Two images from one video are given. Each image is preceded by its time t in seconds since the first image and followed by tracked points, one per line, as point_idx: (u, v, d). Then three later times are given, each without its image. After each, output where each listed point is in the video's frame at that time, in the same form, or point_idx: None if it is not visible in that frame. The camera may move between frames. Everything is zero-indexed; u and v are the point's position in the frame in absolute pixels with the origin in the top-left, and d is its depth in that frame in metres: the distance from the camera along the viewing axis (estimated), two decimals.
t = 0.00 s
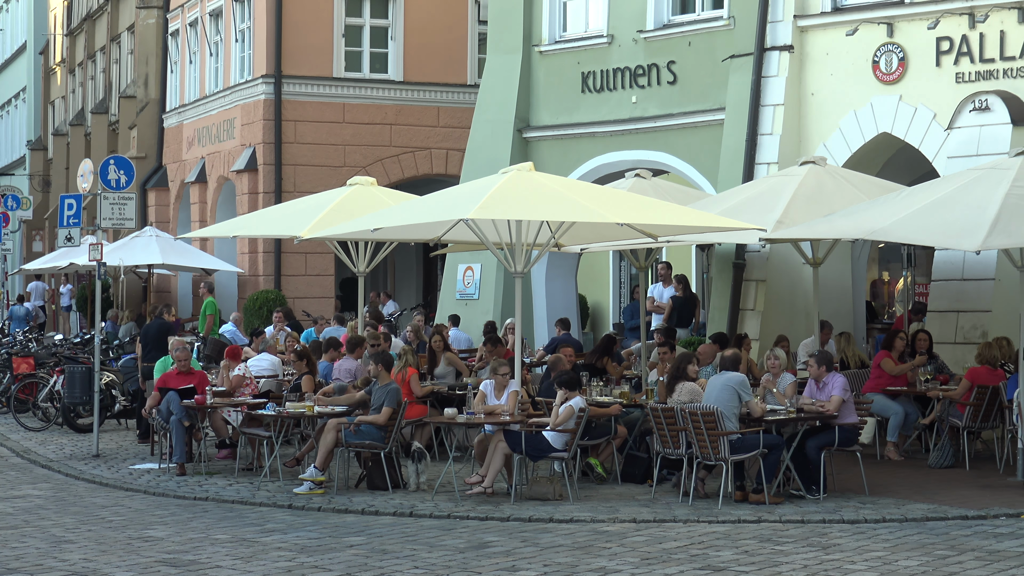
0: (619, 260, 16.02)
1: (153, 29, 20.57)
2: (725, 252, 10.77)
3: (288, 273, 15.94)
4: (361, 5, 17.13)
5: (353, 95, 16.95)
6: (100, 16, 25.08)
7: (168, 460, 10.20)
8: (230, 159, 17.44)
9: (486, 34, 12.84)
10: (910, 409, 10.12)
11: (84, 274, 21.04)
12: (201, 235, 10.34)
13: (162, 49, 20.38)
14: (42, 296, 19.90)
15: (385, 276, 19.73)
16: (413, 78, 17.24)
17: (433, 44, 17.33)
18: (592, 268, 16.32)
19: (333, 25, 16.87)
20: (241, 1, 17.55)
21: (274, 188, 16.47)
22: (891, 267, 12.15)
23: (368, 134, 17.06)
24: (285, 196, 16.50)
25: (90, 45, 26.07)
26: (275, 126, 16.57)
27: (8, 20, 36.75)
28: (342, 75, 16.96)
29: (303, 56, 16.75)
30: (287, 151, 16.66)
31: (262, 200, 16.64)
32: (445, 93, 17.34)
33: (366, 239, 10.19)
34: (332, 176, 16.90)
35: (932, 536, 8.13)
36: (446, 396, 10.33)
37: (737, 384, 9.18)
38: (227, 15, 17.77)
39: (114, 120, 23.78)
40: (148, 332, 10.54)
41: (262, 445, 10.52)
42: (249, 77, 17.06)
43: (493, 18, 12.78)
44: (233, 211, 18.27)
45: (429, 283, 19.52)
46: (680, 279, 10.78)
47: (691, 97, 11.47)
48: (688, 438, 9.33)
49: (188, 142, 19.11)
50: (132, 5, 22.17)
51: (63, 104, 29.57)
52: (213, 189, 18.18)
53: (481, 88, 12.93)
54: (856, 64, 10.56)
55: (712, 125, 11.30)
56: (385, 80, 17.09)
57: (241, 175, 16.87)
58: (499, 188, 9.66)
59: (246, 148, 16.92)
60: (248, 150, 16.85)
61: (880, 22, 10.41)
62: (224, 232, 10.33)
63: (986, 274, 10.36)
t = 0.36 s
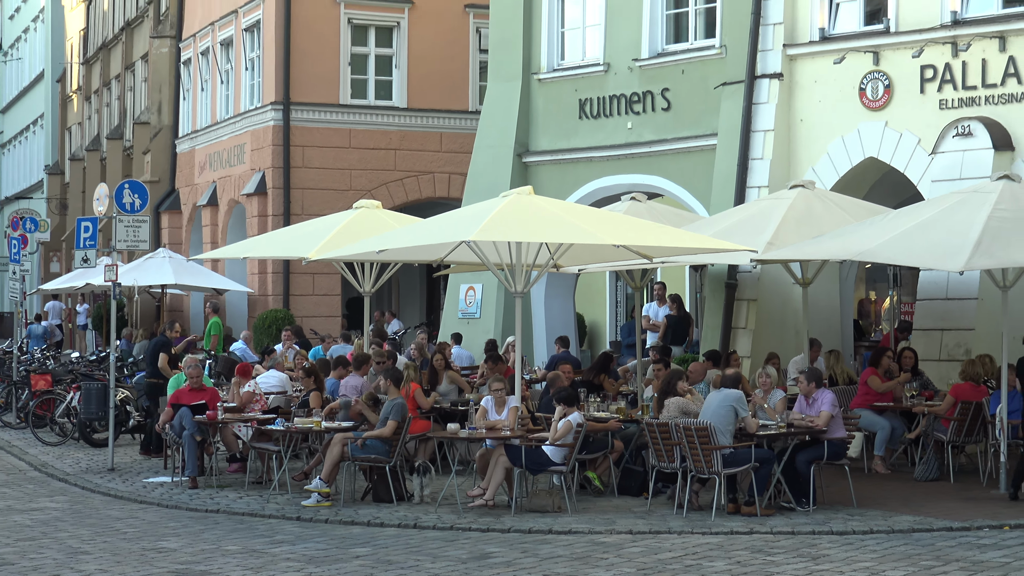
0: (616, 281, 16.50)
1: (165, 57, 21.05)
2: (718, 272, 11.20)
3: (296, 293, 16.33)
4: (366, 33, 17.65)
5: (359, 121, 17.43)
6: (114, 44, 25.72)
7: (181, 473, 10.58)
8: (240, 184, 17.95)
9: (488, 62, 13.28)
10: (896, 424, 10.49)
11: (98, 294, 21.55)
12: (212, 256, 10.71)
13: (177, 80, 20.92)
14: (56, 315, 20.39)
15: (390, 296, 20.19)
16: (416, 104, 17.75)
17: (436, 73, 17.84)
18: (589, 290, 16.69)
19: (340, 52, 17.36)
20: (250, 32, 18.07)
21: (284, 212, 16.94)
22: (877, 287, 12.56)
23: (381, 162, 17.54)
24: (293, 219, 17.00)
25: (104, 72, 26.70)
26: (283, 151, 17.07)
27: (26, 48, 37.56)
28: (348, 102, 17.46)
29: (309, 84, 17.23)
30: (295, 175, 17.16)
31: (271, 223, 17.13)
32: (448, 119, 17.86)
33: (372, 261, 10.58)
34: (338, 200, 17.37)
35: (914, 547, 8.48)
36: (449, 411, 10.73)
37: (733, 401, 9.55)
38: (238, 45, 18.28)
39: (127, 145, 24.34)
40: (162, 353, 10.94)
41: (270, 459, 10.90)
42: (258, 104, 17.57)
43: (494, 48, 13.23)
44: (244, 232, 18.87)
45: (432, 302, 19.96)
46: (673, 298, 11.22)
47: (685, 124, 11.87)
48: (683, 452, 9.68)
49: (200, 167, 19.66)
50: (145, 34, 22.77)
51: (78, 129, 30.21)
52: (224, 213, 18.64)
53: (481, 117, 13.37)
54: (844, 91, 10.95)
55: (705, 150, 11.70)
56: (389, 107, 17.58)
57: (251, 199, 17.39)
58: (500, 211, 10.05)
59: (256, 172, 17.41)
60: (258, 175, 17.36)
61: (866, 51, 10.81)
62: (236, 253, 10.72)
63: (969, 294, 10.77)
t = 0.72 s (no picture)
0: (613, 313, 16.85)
1: (188, 100, 21.98)
2: (711, 305, 11.86)
3: (310, 324, 16.86)
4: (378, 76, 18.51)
5: (371, 161, 18.24)
6: (138, 87, 26.83)
7: (200, 496, 11.13)
8: (258, 219, 18.77)
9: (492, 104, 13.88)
10: (880, 451, 11.04)
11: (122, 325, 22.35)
12: (230, 290, 11.26)
13: (196, 122, 21.85)
14: (80, 345, 21.12)
15: (400, 327, 20.79)
16: (425, 144, 18.61)
17: (444, 116, 18.69)
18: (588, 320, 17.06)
19: (353, 94, 18.16)
20: (267, 76, 18.89)
21: (300, 247, 17.84)
22: (862, 320, 13.18)
23: (385, 199, 18.37)
24: (308, 254, 17.77)
25: (129, 114, 27.70)
26: (299, 189, 17.88)
27: (54, 90, 39.10)
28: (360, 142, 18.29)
29: (323, 124, 18.03)
30: (310, 212, 17.95)
31: (287, 257, 17.95)
32: (455, 158, 18.72)
33: (382, 294, 11.14)
34: (351, 236, 18.17)
35: (895, 567, 8.97)
36: (455, 437, 11.30)
37: (725, 429, 10.10)
38: (256, 88, 19.10)
39: (150, 183, 25.22)
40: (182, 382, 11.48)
41: (285, 482, 11.46)
42: (276, 144, 18.40)
43: (498, 92, 13.85)
44: (260, 266, 19.73)
45: (440, 332, 20.59)
46: (670, 330, 11.98)
47: (680, 165, 12.45)
48: (678, 477, 10.14)
49: (220, 205, 20.60)
50: (169, 77, 23.74)
51: (102, 168, 31.20)
52: (242, 248, 19.58)
53: (485, 162, 13.96)
54: (831, 134, 11.54)
55: (699, 189, 12.28)
56: (398, 147, 18.43)
57: (268, 234, 18.19)
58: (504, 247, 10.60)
59: (273, 210, 18.23)
60: (275, 212, 18.16)
61: (852, 96, 11.39)
62: (253, 286, 11.29)
63: (949, 327, 11.38)
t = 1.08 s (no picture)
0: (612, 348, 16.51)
1: (210, 150, 23.08)
2: (706, 343, 12.54)
3: (326, 360, 17.38)
4: (389, 125, 19.23)
5: (384, 206, 18.95)
6: (163, 137, 28.04)
7: (221, 524, 11.71)
8: (275, 261, 19.65)
9: (498, 152, 14.71)
10: (867, 481, 11.63)
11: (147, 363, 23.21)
12: (251, 328, 11.88)
13: (218, 168, 22.99)
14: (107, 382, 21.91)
15: (412, 364, 21.27)
16: (434, 191, 19.26)
17: (453, 164, 19.38)
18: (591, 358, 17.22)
19: (366, 142, 18.91)
20: (285, 126, 19.80)
21: (314, 288, 18.45)
22: (850, 356, 13.77)
23: (396, 244, 18.98)
24: (323, 294, 18.46)
25: (155, 162, 28.88)
26: (315, 233, 18.57)
27: (84, 139, 40.81)
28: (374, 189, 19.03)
29: (338, 171, 18.81)
30: (326, 255, 18.65)
31: (304, 297, 18.68)
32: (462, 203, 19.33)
33: (395, 333, 11.76)
34: (363, 277, 18.85)
35: None
36: (463, 468, 11.95)
37: (720, 460, 10.64)
38: (274, 138, 19.99)
39: (174, 227, 26.20)
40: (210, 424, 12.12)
41: (302, 512, 12.04)
42: (293, 191, 19.13)
43: (504, 142, 14.66)
44: (278, 307, 20.54)
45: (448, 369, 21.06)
46: (666, 367, 12.80)
47: (676, 211, 13.16)
48: (675, 507, 10.69)
49: (240, 247, 21.53)
50: (192, 127, 24.84)
51: (130, 213, 32.42)
52: (263, 289, 20.44)
53: (492, 207, 14.81)
54: (819, 180, 12.19)
55: (694, 233, 13.01)
56: (408, 193, 19.11)
57: (285, 276, 18.94)
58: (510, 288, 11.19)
59: (290, 252, 18.97)
60: (292, 254, 18.90)
61: (839, 144, 12.05)
62: (272, 326, 11.92)
63: (933, 363, 12.01)
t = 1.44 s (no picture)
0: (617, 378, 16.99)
1: (237, 191, 24.22)
2: (704, 373, 13.32)
3: (347, 389, 17.92)
4: (406, 167, 20.04)
5: (401, 245, 19.77)
6: (193, 179, 29.51)
7: (248, 544, 12.42)
8: (297, 296, 20.66)
9: (510, 194, 15.91)
10: (857, 502, 12.32)
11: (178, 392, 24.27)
12: (275, 359, 12.61)
13: (244, 211, 24.12)
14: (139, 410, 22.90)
15: (428, 393, 21.81)
16: (449, 229, 20.06)
17: (465, 203, 20.17)
18: (596, 384, 17.46)
19: (382, 185, 19.71)
20: (307, 169, 20.73)
21: (336, 322, 19.33)
22: (840, 384, 14.53)
23: (412, 281, 19.83)
24: (343, 328, 19.29)
25: (185, 204, 30.42)
26: (335, 270, 19.41)
27: (119, 182, 42.92)
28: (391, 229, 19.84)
29: (357, 211, 19.62)
30: (346, 290, 19.49)
31: (326, 330, 19.57)
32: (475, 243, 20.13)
33: (411, 364, 12.50)
34: (381, 311, 19.68)
35: None
36: (476, 491, 12.69)
37: (718, 483, 11.28)
38: (297, 180, 20.98)
39: (202, 263, 27.47)
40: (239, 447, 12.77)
41: (324, 532, 12.79)
42: (315, 230, 20.02)
43: (515, 184, 15.89)
44: (302, 339, 21.53)
45: (461, 397, 21.67)
46: (666, 396, 13.64)
47: (676, 248, 14.13)
48: (676, 526, 11.33)
49: (265, 283, 22.55)
50: (220, 170, 26.13)
51: (163, 252, 34.01)
52: (286, 321, 21.38)
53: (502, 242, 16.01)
54: (811, 219, 12.99)
55: (692, 269, 13.98)
56: (422, 231, 19.92)
57: (308, 310, 19.87)
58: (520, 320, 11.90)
59: (312, 287, 19.86)
60: (314, 289, 19.79)
61: (829, 185, 12.84)
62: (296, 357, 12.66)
63: (918, 391, 12.76)
